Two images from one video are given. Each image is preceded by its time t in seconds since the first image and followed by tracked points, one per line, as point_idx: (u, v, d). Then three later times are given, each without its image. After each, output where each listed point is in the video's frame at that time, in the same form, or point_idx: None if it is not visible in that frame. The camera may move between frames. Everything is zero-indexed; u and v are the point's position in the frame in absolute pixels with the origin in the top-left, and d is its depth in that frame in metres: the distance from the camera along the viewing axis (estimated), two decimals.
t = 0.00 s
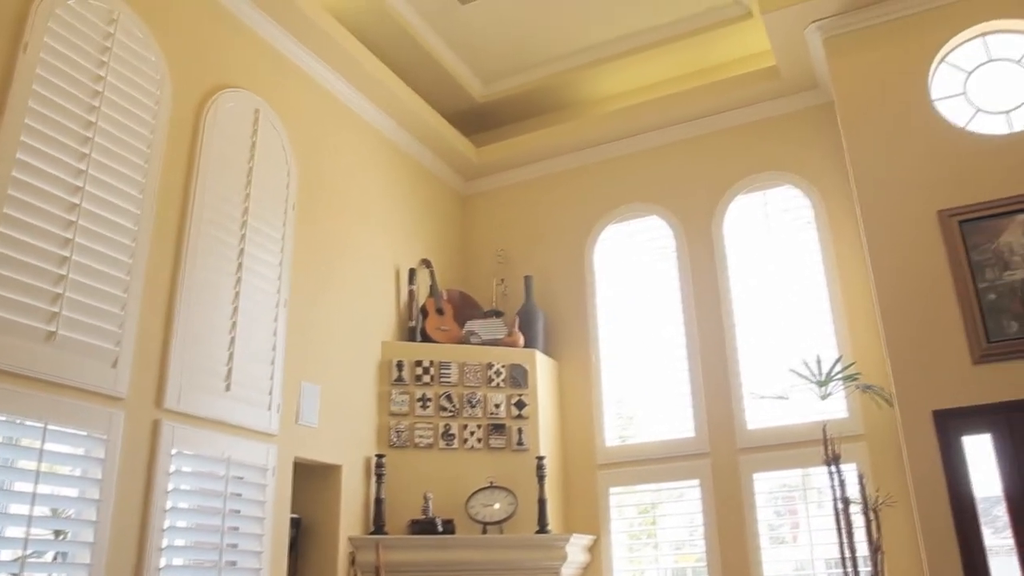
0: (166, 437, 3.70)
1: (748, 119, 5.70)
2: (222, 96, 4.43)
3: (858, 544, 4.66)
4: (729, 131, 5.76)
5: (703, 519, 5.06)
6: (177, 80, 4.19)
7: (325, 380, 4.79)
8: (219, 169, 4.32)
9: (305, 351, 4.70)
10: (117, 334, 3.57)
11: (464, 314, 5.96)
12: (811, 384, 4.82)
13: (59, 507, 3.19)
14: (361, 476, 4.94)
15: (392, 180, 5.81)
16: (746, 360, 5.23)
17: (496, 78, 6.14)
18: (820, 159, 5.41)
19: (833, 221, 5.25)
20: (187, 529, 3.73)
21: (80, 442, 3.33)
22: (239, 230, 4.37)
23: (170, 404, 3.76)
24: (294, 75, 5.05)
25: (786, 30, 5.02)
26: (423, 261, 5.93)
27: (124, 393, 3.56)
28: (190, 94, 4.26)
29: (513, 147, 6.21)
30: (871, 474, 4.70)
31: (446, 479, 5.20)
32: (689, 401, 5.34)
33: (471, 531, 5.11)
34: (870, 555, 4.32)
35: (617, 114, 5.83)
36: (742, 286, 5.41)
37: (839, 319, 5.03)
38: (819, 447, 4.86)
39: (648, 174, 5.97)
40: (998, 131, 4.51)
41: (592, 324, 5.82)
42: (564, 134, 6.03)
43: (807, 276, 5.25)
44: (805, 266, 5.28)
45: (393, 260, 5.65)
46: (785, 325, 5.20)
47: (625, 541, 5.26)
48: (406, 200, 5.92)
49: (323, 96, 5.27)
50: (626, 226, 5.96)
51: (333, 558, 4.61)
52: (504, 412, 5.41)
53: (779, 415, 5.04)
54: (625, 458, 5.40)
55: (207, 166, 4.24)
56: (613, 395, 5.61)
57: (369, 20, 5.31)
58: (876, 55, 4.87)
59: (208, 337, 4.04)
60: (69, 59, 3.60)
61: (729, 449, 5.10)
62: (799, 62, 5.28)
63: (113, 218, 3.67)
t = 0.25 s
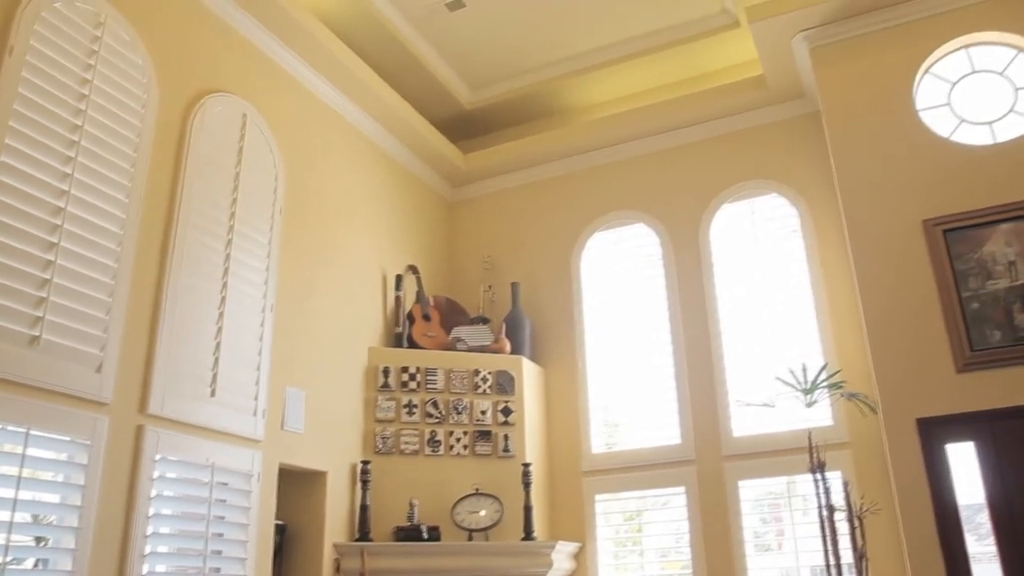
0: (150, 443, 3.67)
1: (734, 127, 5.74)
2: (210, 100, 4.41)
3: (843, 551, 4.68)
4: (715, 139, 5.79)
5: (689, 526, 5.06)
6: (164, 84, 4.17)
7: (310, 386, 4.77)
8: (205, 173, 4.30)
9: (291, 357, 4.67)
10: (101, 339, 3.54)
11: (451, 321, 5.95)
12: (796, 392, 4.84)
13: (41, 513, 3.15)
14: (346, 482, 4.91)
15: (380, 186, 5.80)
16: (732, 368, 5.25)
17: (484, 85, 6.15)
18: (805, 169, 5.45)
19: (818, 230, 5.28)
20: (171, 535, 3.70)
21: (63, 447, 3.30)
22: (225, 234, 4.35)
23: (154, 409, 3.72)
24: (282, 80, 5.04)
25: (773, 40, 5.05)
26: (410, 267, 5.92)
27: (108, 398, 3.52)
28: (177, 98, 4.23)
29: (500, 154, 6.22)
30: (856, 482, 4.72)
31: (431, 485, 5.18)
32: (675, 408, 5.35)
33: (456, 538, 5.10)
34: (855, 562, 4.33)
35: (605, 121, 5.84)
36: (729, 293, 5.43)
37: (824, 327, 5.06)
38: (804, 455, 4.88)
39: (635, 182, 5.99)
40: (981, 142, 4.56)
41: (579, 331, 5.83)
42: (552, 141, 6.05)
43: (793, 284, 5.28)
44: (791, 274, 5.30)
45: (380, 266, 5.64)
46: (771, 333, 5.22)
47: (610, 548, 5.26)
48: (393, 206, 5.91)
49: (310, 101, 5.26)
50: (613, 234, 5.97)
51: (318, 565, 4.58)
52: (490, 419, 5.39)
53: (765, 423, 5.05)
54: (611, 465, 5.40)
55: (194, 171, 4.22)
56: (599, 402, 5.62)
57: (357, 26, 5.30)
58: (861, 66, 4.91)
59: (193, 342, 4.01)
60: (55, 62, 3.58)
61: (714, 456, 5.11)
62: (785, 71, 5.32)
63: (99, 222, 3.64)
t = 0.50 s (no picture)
0: (130, 446, 3.64)
1: (719, 135, 5.77)
2: (194, 102, 4.38)
3: (824, 556, 4.71)
4: (699, 146, 5.82)
5: (672, 531, 5.07)
6: (149, 85, 4.15)
7: (293, 389, 4.74)
8: (189, 175, 4.27)
9: (274, 360, 4.65)
10: (82, 341, 3.51)
11: (435, 325, 5.94)
12: (779, 398, 4.86)
13: (18, 516, 3.11)
14: (329, 486, 4.89)
15: (365, 190, 5.79)
16: (715, 373, 5.27)
17: (470, 90, 6.15)
18: (788, 176, 5.49)
19: (801, 237, 5.32)
20: (151, 539, 3.66)
21: (42, 450, 3.26)
22: (209, 237, 4.32)
23: (135, 412, 3.69)
24: (267, 82, 5.02)
25: (759, 48, 5.09)
26: (394, 271, 5.91)
27: (88, 401, 3.49)
28: (161, 98, 4.21)
29: (486, 158, 6.22)
30: (838, 488, 4.75)
31: (414, 490, 5.16)
32: (658, 413, 5.36)
33: (439, 542, 5.08)
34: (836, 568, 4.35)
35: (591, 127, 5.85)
36: (713, 299, 5.45)
37: (807, 334, 5.09)
38: (786, 461, 4.90)
39: (620, 187, 6.01)
40: (963, 151, 4.62)
41: (563, 336, 5.83)
42: (537, 146, 6.05)
43: (776, 290, 5.31)
44: (775, 281, 5.33)
45: (364, 269, 5.62)
46: (754, 339, 5.24)
47: (593, 553, 5.25)
48: (378, 210, 5.90)
49: (296, 104, 5.24)
50: (598, 239, 5.99)
51: (300, 569, 4.55)
52: (473, 424, 5.38)
53: (748, 428, 5.07)
54: (594, 470, 5.40)
55: (178, 172, 4.19)
56: (583, 406, 5.62)
57: (343, 29, 5.29)
58: (845, 75, 4.96)
59: (175, 344, 3.98)
60: (37, 61, 3.55)
61: (697, 461, 5.13)
62: (770, 79, 5.36)
63: (81, 223, 3.61)
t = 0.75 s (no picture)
0: (110, 446, 3.60)
1: (704, 139, 5.80)
2: (178, 101, 4.35)
3: (805, 559, 4.73)
4: (684, 150, 5.84)
5: (654, 534, 5.08)
6: (132, 83, 4.11)
7: (276, 390, 4.71)
8: (172, 174, 4.23)
9: (256, 361, 4.62)
10: (62, 341, 3.47)
11: (418, 327, 5.92)
12: (761, 401, 4.89)
13: None
14: (311, 488, 4.86)
15: (349, 190, 5.76)
16: (698, 377, 5.29)
17: (456, 91, 6.14)
18: (772, 181, 5.53)
19: (784, 242, 5.35)
20: (131, 541, 3.62)
21: (21, 451, 3.22)
22: (192, 236, 4.28)
23: (115, 413, 3.65)
24: (252, 82, 4.99)
25: (744, 53, 5.12)
26: (378, 273, 5.89)
27: (68, 401, 3.45)
28: (145, 97, 4.17)
29: (471, 160, 6.21)
30: (819, 491, 4.78)
31: (396, 492, 5.14)
32: (641, 416, 5.37)
33: (421, 545, 5.07)
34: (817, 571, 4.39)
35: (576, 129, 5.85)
36: (696, 303, 5.48)
37: (789, 338, 5.12)
38: (768, 464, 4.93)
39: (604, 191, 6.02)
40: (944, 159, 4.67)
41: (547, 339, 5.84)
42: (523, 149, 6.05)
43: (760, 294, 5.34)
44: (758, 285, 5.36)
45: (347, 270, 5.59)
46: (737, 342, 5.27)
47: (575, 556, 5.26)
48: (363, 211, 5.88)
49: (280, 104, 5.21)
50: (582, 242, 6.00)
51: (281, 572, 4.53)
52: (456, 426, 5.37)
53: (730, 432, 5.09)
54: (577, 473, 5.41)
55: (161, 172, 4.16)
56: (566, 409, 5.63)
57: (329, 29, 5.27)
58: (829, 81, 5.00)
59: (156, 345, 3.95)
60: (19, 58, 3.51)
61: (680, 464, 5.15)
62: (754, 85, 5.39)
63: (62, 222, 3.57)
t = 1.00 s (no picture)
0: (89, 446, 3.56)
1: (687, 143, 5.82)
2: (161, 98, 4.31)
3: (785, 562, 4.76)
4: (668, 154, 5.87)
5: (635, 536, 5.10)
6: (115, 79, 4.07)
7: (257, 390, 4.68)
8: (154, 172, 4.20)
9: (238, 360, 4.58)
10: (41, 339, 3.43)
11: (401, 327, 5.90)
12: (743, 404, 4.91)
13: None
14: (292, 489, 4.84)
15: (333, 190, 5.74)
16: (680, 379, 5.31)
17: (441, 92, 6.13)
18: (755, 185, 5.56)
19: (766, 246, 5.39)
20: (109, 542, 3.58)
21: None
22: (173, 235, 4.25)
23: (94, 412, 3.61)
24: (235, 80, 4.95)
25: (728, 57, 5.14)
26: (361, 273, 5.86)
27: (46, 401, 3.41)
28: (127, 93, 4.13)
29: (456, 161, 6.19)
30: (799, 493, 4.81)
31: (378, 493, 5.13)
32: (624, 418, 5.39)
33: (402, 546, 5.05)
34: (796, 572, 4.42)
35: (561, 131, 5.85)
36: (679, 305, 5.50)
37: (771, 341, 5.15)
38: (749, 466, 4.95)
39: (588, 193, 6.03)
40: (925, 164, 4.72)
41: (530, 340, 5.83)
42: (507, 151, 6.04)
43: (742, 297, 5.36)
44: (741, 287, 5.39)
45: (330, 270, 5.57)
46: (720, 345, 5.29)
47: (557, 557, 5.26)
48: (346, 211, 5.85)
49: (264, 102, 5.18)
50: (566, 244, 6.00)
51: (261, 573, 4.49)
52: (439, 427, 5.36)
53: (711, 434, 5.12)
54: (559, 474, 5.41)
55: (142, 169, 4.12)
56: (549, 410, 5.63)
57: (315, 28, 5.25)
58: (812, 86, 5.03)
59: (136, 344, 3.91)
60: None
61: (662, 467, 5.16)
62: (739, 89, 5.42)
63: (42, 219, 3.53)
